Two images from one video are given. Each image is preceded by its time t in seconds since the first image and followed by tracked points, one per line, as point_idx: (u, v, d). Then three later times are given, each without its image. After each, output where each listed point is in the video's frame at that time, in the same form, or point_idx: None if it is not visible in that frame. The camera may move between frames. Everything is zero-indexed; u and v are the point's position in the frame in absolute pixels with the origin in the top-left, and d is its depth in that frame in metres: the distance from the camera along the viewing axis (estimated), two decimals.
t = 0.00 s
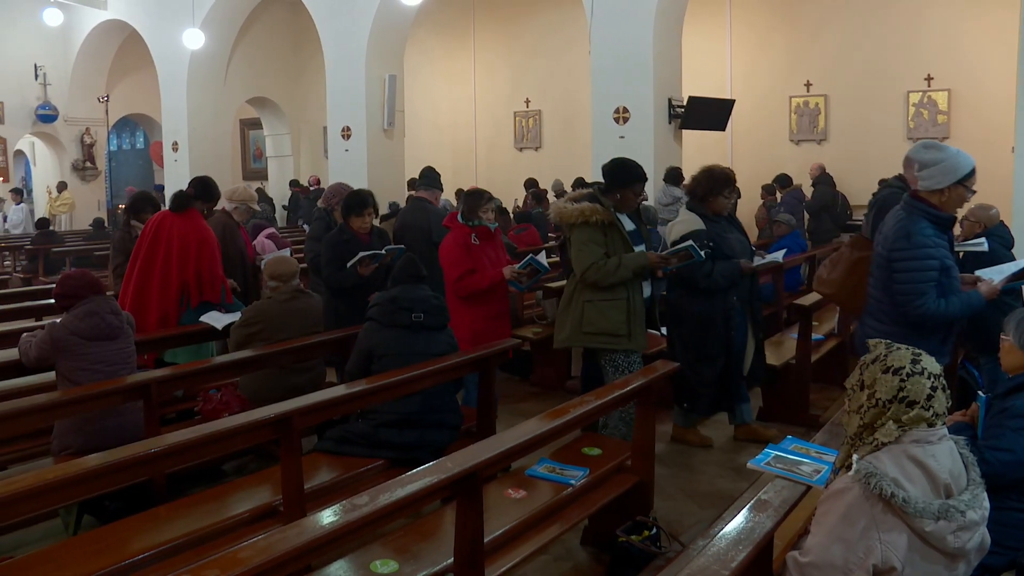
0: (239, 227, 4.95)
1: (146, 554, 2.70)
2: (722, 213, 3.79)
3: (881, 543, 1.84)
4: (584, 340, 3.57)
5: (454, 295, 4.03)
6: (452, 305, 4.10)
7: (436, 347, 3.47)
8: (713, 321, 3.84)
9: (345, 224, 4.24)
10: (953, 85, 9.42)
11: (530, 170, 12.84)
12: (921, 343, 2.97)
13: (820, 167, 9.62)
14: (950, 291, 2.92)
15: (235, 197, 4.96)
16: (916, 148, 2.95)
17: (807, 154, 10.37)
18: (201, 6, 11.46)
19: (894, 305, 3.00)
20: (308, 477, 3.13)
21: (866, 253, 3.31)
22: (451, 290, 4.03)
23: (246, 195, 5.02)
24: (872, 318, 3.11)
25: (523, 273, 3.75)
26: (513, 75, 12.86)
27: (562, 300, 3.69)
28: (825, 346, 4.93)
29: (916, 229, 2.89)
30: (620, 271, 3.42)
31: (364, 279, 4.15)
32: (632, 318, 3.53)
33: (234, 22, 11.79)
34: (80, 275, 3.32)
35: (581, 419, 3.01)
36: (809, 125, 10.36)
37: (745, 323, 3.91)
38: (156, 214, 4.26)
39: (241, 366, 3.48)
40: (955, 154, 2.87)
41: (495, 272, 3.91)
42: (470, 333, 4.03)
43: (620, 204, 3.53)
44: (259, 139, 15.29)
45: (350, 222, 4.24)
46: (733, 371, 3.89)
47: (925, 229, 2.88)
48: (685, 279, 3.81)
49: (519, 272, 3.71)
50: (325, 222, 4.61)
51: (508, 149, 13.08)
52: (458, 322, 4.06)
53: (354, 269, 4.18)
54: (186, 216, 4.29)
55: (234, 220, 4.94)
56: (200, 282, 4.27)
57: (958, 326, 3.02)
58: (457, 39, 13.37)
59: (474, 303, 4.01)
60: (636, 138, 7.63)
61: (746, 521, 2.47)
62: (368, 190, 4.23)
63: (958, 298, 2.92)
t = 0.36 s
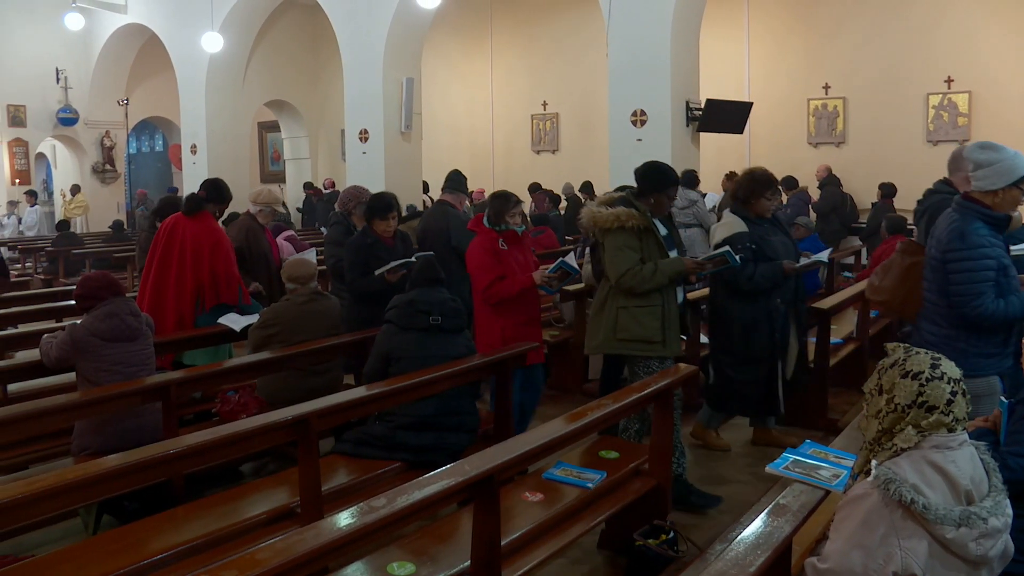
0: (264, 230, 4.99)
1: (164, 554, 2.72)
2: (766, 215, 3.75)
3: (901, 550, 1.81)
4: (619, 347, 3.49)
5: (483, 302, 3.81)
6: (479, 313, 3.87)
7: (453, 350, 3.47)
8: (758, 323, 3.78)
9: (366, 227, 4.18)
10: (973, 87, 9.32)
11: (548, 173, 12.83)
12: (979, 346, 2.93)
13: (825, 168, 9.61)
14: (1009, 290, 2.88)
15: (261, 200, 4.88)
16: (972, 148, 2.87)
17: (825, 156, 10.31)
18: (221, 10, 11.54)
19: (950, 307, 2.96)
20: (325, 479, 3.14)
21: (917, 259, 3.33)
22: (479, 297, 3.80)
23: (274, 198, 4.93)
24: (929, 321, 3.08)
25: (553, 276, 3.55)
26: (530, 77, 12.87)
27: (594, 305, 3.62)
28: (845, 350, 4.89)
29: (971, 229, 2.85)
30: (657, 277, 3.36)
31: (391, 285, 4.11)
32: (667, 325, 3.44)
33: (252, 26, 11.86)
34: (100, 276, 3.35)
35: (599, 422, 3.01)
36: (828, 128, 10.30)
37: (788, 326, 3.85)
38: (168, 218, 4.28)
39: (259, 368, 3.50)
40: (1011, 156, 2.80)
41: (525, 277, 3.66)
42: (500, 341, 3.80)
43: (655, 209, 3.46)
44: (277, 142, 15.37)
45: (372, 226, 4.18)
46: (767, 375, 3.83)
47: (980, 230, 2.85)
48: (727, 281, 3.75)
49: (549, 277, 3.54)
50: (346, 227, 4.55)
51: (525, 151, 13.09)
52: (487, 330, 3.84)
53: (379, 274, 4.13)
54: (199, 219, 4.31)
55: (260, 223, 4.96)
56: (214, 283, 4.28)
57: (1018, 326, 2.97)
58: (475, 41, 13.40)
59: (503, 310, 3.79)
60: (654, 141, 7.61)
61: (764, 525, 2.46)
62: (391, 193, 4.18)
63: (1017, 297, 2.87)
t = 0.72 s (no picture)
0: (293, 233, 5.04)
1: (185, 555, 2.73)
2: (802, 219, 3.71)
3: (925, 558, 1.79)
4: (668, 357, 3.43)
5: (517, 308, 3.79)
6: (513, 318, 3.85)
7: (473, 353, 3.48)
8: (796, 329, 3.74)
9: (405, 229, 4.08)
10: (997, 89, 9.22)
11: (568, 177, 12.82)
12: None
13: (835, 172, 9.60)
14: None
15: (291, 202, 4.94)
16: None
17: (846, 160, 10.24)
18: (243, 14, 11.61)
19: (1007, 313, 2.95)
20: (344, 482, 3.15)
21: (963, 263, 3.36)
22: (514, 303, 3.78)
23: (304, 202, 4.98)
24: (984, 327, 3.06)
25: (588, 281, 3.47)
26: (550, 81, 12.87)
27: (642, 314, 3.53)
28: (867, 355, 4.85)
29: None
30: (707, 285, 3.27)
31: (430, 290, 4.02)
32: (719, 331, 3.41)
33: (273, 30, 11.93)
34: (121, 278, 3.37)
35: (619, 425, 3.00)
36: (848, 131, 10.24)
37: (826, 331, 3.81)
38: (181, 222, 4.28)
39: (280, 370, 3.51)
40: None
41: (560, 283, 3.64)
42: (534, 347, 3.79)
43: (701, 214, 3.38)
44: (296, 145, 15.43)
45: (411, 229, 4.08)
46: (805, 384, 3.79)
47: None
48: (763, 288, 3.70)
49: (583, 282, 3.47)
50: (368, 231, 4.39)
51: (545, 155, 13.08)
52: (521, 336, 3.82)
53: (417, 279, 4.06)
54: (212, 221, 4.31)
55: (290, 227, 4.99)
56: (231, 284, 4.29)
57: None
58: (495, 45, 13.42)
59: (537, 315, 3.78)
60: (674, 145, 7.58)
61: (785, 531, 2.44)
62: (431, 194, 4.06)
63: None
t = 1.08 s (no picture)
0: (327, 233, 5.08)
1: (204, 556, 2.75)
2: (836, 224, 3.70)
3: (948, 565, 1.72)
4: (709, 364, 3.39)
5: (563, 310, 3.72)
6: (556, 322, 3.77)
7: (492, 357, 3.48)
8: (828, 336, 3.71)
9: (445, 232, 4.08)
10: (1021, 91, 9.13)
11: (587, 180, 12.81)
12: None
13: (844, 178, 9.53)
14: None
15: (324, 201, 5.00)
16: None
17: (866, 163, 10.18)
18: (263, 18, 11.68)
19: None
20: (364, 484, 3.16)
21: None
22: (560, 305, 3.71)
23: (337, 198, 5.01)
24: None
25: (637, 281, 3.40)
26: (569, 84, 12.86)
27: (680, 317, 3.51)
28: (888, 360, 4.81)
29: None
30: (750, 290, 3.22)
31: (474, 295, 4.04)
32: (758, 339, 3.34)
33: (294, 33, 11.99)
34: (142, 279, 3.40)
35: (639, 429, 2.99)
36: (869, 134, 10.18)
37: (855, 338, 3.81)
38: (199, 224, 4.28)
39: (299, 372, 3.52)
40: None
41: (607, 283, 3.56)
42: (579, 352, 3.66)
43: (746, 217, 3.32)
44: (316, 148, 15.49)
45: (453, 230, 4.07)
46: (837, 391, 3.78)
47: None
48: (798, 295, 3.66)
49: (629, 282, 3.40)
50: (396, 235, 4.42)
51: (564, 158, 13.07)
52: (565, 340, 3.71)
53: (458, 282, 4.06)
54: (229, 223, 4.31)
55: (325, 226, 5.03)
56: (251, 285, 4.32)
57: None
58: (514, 49, 13.44)
59: (579, 318, 3.67)
60: (694, 148, 7.56)
61: (804, 536, 2.43)
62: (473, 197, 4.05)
63: None
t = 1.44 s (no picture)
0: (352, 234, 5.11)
1: (221, 557, 2.76)
2: (877, 229, 3.53)
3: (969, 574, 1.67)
4: (736, 370, 3.34)
5: (598, 313, 3.73)
6: (590, 324, 3.79)
7: (507, 359, 3.47)
8: (874, 343, 3.55)
9: (471, 237, 4.11)
10: None
11: (603, 183, 12.80)
12: None
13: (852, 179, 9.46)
14: None
15: (346, 201, 5.09)
16: None
17: (883, 166, 10.14)
18: (281, 21, 11.74)
19: None
20: (380, 486, 3.17)
21: None
22: (596, 306, 3.73)
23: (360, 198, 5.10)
24: None
25: (675, 286, 3.47)
26: (585, 87, 12.86)
27: (710, 322, 3.47)
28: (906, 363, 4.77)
29: None
30: (781, 296, 3.18)
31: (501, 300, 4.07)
32: (789, 346, 3.27)
33: (311, 37, 12.04)
34: (159, 282, 3.41)
35: (655, 432, 2.99)
36: (886, 137, 10.13)
37: (899, 349, 3.65)
38: (214, 228, 4.30)
39: (315, 374, 3.53)
40: None
41: (646, 285, 3.59)
42: (616, 354, 3.69)
43: (779, 221, 3.29)
44: (332, 151, 15.54)
45: (479, 235, 4.07)
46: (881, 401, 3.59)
47: None
48: (840, 300, 3.51)
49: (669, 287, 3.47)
50: (429, 237, 4.45)
51: (579, 161, 13.07)
52: (599, 342, 3.73)
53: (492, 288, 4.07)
54: (244, 226, 4.34)
55: (349, 227, 5.07)
56: (265, 288, 4.33)
57: None
58: (529, 52, 13.44)
59: (615, 321, 3.68)
60: (710, 151, 7.54)
61: (821, 542, 2.41)
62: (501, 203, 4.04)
63: None
